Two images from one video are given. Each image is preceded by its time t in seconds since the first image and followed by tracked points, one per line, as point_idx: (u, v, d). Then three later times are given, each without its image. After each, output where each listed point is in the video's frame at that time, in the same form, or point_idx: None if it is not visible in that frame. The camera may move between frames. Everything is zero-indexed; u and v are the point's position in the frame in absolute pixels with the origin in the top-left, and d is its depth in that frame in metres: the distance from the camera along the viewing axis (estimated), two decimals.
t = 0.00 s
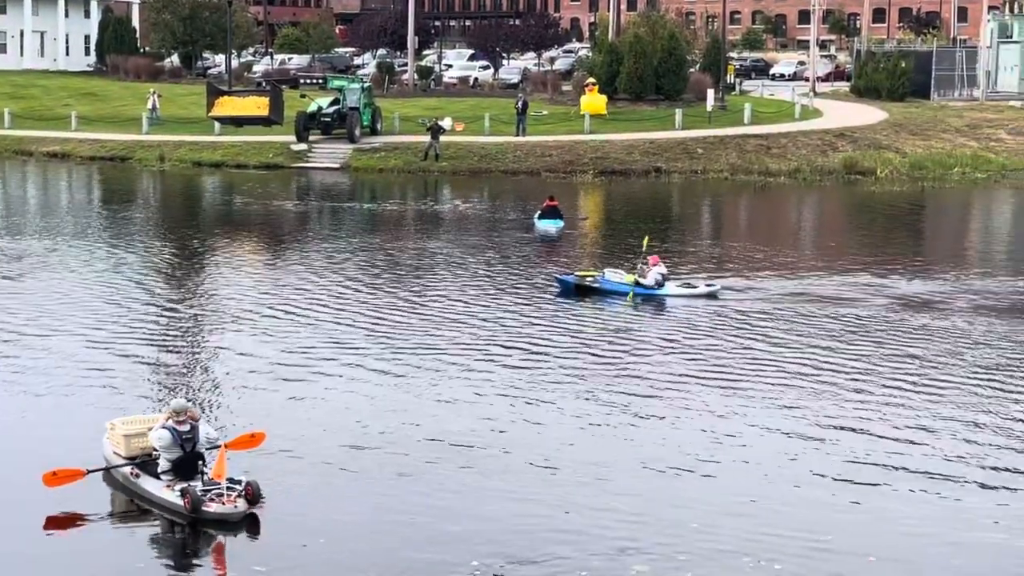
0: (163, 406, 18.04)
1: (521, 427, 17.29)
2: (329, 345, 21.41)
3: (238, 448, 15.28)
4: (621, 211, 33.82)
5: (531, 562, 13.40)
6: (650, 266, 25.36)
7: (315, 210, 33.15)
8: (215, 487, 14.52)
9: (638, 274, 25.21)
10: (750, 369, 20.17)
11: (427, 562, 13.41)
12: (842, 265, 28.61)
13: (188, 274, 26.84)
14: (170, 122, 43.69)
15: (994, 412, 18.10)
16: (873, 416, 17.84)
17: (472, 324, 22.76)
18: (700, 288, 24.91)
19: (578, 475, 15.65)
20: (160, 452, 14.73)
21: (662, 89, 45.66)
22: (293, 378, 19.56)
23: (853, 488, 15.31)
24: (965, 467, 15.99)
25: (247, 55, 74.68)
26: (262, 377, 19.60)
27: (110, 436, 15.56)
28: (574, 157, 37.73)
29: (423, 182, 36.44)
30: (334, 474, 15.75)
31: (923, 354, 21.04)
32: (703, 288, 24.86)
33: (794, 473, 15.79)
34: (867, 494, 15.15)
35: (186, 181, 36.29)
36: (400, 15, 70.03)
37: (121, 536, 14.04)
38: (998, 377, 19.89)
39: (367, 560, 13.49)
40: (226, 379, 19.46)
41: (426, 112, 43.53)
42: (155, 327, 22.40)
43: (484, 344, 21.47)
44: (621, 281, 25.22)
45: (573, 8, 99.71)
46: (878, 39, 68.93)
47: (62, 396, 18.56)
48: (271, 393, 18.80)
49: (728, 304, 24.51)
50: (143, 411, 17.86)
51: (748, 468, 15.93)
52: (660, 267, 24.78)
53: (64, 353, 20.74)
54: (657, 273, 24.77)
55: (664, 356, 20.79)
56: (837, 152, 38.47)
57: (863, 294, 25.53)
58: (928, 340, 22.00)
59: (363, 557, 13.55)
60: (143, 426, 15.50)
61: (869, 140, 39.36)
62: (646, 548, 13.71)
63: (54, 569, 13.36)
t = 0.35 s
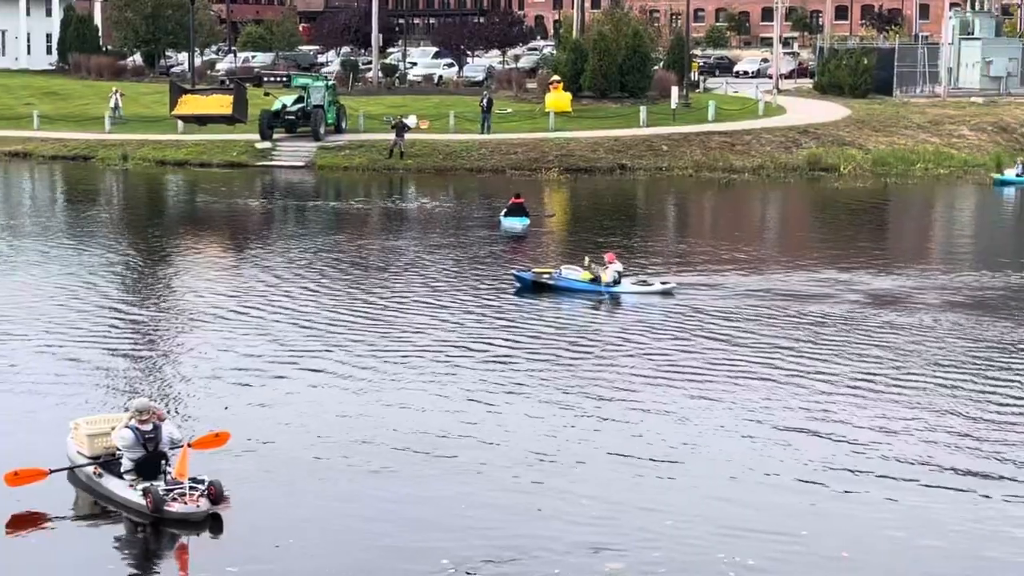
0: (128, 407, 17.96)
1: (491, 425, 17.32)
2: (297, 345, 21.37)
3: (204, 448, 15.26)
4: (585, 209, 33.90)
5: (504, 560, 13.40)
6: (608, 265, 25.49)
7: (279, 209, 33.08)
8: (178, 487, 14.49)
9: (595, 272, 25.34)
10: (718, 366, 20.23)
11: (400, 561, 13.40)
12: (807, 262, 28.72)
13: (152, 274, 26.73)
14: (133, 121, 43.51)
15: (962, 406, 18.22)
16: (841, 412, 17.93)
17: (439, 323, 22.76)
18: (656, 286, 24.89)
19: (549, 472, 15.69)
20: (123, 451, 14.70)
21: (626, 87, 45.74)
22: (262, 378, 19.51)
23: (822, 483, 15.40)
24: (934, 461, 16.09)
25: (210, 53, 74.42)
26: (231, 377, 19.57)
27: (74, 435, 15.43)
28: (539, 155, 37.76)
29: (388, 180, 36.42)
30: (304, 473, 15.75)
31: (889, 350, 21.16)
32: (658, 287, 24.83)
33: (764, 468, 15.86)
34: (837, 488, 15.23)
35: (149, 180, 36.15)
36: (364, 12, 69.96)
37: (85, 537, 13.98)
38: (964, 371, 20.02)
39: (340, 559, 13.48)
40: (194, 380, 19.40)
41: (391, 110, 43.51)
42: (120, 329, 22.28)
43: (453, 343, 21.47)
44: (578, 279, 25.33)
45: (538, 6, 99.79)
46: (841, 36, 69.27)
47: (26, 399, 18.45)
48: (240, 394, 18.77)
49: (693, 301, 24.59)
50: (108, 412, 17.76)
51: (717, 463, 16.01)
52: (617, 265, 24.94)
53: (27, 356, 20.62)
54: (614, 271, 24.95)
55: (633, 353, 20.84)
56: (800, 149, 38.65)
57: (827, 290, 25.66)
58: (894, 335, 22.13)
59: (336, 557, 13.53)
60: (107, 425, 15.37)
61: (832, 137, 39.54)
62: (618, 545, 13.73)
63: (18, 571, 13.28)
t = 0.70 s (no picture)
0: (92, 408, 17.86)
1: (459, 423, 17.34)
2: (262, 345, 21.29)
3: (165, 447, 15.09)
4: (547, 205, 33.96)
5: (475, 558, 13.39)
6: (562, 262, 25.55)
7: (240, 207, 32.99)
8: (136, 486, 14.44)
9: (549, 269, 25.40)
10: (684, 363, 20.28)
11: (370, 560, 13.38)
12: (768, 258, 28.85)
13: (113, 275, 26.61)
14: (92, 120, 43.29)
15: (927, 401, 18.34)
16: (808, 407, 18.01)
17: (404, 323, 22.72)
18: (609, 283, 25.01)
19: (518, 469, 15.73)
20: (82, 451, 14.58)
21: (588, 84, 45.80)
22: (228, 378, 19.44)
23: (789, 477, 15.47)
24: (899, 455, 16.20)
25: (169, 52, 74.11)
26: (196, 377, 19.50)
27: (34, 435, 15.35)
28: (501, 152, 37.77)
29: (349, 178, 36.35)
30: (272, 472, 15.73)
31: (854, 345, 21.27)
32: (610, 283, 24.98)
33: (731, 463, 15.93)
34: (804, 482, 15.31)
35: (109, 179, 35.98)
36: (324, 9, 69.80)
37: (45, 537, 13.91)
38: (929, 365, 20.15)
39: (310, 558, 13.46)
40: (159, 381, 19.32)
41: (353, 108, 43.44)
42: (81, 330, 22.18)
43: (420, 342, 21.44)
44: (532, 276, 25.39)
45: (499, 2, 99.85)
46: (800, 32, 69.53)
47: None
48: (206, 394, 18.71)
49: (657, 298, 24.64)
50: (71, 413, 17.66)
51: (685, 459, 16.07)
52: (569, 261, 25.00)
53: None
54: (566, 267, 25.00)
55: (599, 351, 20.87)
56: (760, 145, 38.81)
57: (790, 286, 25.76)
58: (857, 330, 22.24)
59: (306, 556, 13.50)
60: (66, 424, 15.29)
61: (792, 133, 39.71)
62: (588, 542, 13.75)
63: None
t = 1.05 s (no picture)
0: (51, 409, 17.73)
1: (423, 420, 17.37)
2: (223, 345, 21.23)
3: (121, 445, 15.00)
4: (504, 202, 34.00)
5: (440, 556, 13.39)
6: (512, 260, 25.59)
7: (196, 206, 32.85)
8: (90, 486, 14.39)
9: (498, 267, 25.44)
10: (646, 358, 20.34)
11: (335, 559, 13.37)
12: (726, 254, 28.96)
13: (68, 275, 26.45)
14: (46, 119, 43.01)
15: (886, 393, 18.45)
16: (769, 401, 18.10)
17: (365, 321, 22.70)
18: (557, 280, 25.04)
19: (481, 465, 15.78)
20: (36, 452, 14.49)
21: (545, 81, 45.86)
22: (189, 378, 19.38)
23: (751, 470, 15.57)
24: (861, 447, 16.31)
25: (123, 49, 73.72)
26: (157, 378, 19.43)
27: None
28: (458, 150, 37.77)
29: (306, 176, 36.25)
30: (235, 472, 15.66)
31: (814, 338, 21.39)
32: (559, 280, 25.02)
33: (693, 457, 16.03)
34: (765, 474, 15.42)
35: (64, 179, 35.75)
36: (280, 6, 69.54)
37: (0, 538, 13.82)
38: (889, 358, 20.29)
39: (275, 556, 13.47)
40: (119, 382, 19.23)
41: (309, 105, 43.34)
42: (37, 331, 22.04)
43: (381, 340, 21.42)
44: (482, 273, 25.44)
45: None
46: (756, 29, 69.85)
47: None
48: (168, 393, 18.66)
49: (616, 294, 24.71)
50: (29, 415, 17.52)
51: (647, 454, 16.14)
52: (517, 258, 25.04)
53: None
54: (516, 263, 25.07)
55: (561, 347, 20.91)
56: (717, 141, 38.97)
57: (748, 281, 25.89)
58: (817, 324, 22.37)
59: (270, 554, 13.50)
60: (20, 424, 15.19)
61: (749, 129, 39.88)
62: (554, 537, 13.78)
63: None
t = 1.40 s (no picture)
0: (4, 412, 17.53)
1: (382, 419, 17.29)
2: (177, 346, 21.06)
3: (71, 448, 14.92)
4: (457, 200, 34.00)
5: (402, 556, 13.30)
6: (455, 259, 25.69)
7: (147, 206, 32.64)
8: (38, 487, 14.25)
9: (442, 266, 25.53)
10: (603, 355, 20.32)
11: (294, 560, 13.28)
12: (679, 251, 29.02)
13: (17, 277, 26.19)
14: None
15: (842, 387, 18.51)
16: (727, 396, 18.12)
17: (319, 321, 22.59)
18: (501, 279, 25.08)
19: (439, 463, 15.73)
20: None
21: (498, 79, 45.86)
22: (143, 380, 19.21)
23: (709, 464, 15.58)
24: (818, 440, 16.34)
25: (72, 48, 73.22)
26: (112, 380, 19.25)
27: None
28: (411, 148, 37.71)
29: (258, 176, 36.09)
30: (194, 474, 15.52)
31: (769, 333, 21.44)
32: (503, 279, 25.07)
33: (651, 452, 16.01)
34: (723, 469, 15.43)
35: (12, 179, 35.43)
36: (231, 4, 69.24)
37: None
38: (844, 352, 20.36)
39: (232, 558, 13.36)
40: (72, 385, 19.03)
41: (261, 104, 43.18)
42: None
43: (337, 341, 21.31)
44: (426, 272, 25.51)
45: None
46: (707, 26, 70.08)
47: None
48: (123, 395, 18.49)
49: (571, 293, 24.71)
50: None
51: (605, 449, 16.13)
52: (461, 257, 25.14)
53: None
54: (459, 263, 25.17)
55: (518, 345, 20.85)
56: (670, 139, 39.07)
57: (702, 278, 25.95)
58: (771, 319, 22.43)
59: (230, 557, 13.38)
60: None
61: (702, 127, 40.01)
62: (512, 535, 13.72)
63: None
